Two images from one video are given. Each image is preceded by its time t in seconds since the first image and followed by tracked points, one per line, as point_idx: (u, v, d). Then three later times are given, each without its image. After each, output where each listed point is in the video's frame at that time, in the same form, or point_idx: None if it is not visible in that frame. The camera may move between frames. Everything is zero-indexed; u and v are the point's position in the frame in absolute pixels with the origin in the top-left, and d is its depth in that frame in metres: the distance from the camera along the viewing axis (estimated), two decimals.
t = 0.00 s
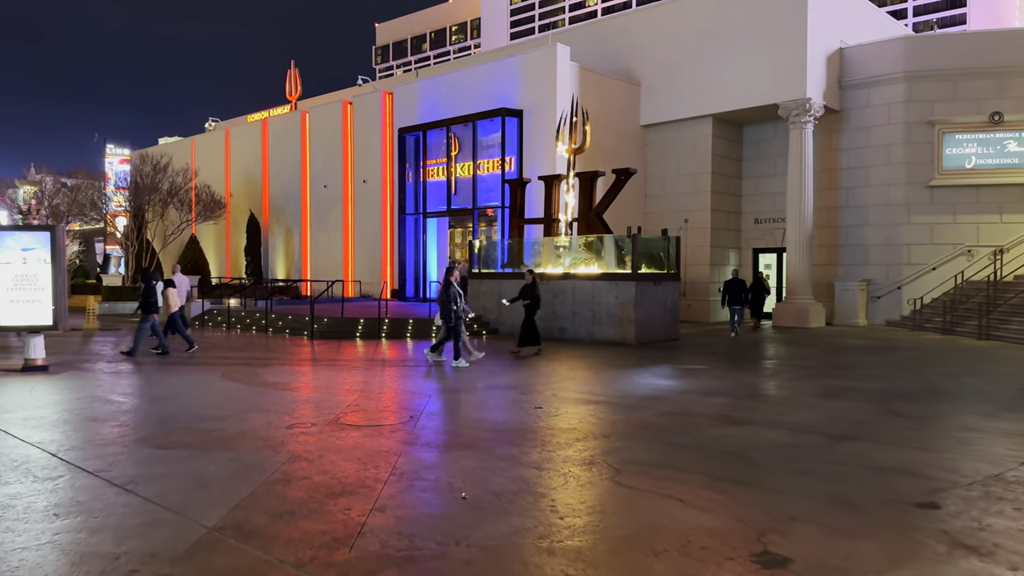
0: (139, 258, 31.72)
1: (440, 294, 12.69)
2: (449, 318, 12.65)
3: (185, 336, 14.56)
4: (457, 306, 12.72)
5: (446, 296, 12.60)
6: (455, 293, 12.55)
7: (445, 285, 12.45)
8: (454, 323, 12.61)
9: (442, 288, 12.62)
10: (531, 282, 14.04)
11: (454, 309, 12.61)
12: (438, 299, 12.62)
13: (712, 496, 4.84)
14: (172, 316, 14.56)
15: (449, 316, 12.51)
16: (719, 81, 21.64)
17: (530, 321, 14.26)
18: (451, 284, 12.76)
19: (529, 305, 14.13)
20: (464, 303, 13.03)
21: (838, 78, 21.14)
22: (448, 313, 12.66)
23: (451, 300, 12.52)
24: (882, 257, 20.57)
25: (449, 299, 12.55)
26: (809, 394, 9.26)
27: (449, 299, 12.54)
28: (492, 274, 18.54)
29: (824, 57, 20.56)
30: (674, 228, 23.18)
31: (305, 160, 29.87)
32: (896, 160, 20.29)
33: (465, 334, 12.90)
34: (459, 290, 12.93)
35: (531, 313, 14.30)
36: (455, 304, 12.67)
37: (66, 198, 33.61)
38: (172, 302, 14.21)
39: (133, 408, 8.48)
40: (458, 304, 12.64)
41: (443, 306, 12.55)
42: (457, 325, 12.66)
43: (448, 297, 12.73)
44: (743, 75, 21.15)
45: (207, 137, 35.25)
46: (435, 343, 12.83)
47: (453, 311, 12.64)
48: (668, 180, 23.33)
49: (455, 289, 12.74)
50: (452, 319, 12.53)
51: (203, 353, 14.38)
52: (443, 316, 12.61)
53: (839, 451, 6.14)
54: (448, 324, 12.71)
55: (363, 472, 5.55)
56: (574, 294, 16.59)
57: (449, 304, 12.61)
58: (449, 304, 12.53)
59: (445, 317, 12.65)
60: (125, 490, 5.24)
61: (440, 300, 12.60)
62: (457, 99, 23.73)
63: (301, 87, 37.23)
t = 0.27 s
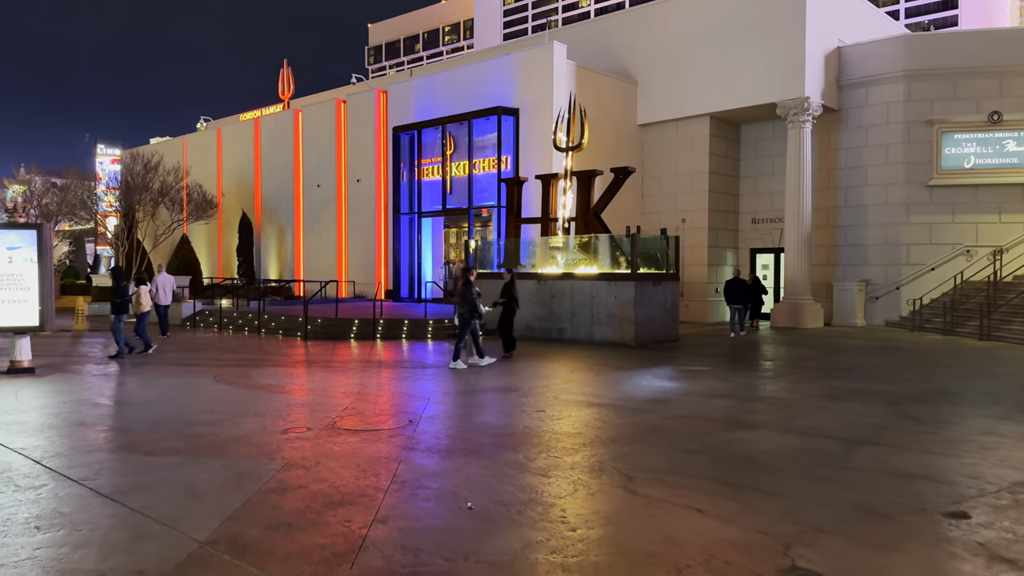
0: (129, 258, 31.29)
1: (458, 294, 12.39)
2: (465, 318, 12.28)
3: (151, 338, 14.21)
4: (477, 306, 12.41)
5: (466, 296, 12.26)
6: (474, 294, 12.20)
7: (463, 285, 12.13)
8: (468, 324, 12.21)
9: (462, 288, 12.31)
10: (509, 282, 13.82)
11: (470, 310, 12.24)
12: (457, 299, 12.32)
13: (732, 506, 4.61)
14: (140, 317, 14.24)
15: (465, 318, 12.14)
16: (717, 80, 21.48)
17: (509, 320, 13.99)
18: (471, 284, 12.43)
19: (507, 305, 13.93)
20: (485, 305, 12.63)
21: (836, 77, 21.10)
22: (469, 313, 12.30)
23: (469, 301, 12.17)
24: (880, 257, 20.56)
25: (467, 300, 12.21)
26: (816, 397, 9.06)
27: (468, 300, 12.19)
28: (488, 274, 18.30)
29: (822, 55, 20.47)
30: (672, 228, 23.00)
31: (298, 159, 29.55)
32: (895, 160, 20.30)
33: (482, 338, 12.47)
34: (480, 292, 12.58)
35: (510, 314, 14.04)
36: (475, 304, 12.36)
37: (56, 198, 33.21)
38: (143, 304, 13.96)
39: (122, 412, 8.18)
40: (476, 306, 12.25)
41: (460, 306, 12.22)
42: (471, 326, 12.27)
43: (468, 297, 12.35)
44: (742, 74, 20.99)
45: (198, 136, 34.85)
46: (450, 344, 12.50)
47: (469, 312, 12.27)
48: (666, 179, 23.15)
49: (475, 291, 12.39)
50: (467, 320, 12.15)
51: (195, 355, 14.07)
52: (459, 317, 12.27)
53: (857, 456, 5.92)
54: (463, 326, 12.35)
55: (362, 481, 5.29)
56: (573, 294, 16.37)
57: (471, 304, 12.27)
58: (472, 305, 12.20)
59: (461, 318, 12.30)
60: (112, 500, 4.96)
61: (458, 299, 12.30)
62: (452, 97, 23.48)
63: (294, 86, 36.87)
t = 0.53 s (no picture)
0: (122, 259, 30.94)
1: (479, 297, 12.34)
2: (486, 321, 12.25)
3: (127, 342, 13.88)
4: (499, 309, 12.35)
5: (488, 299, 12.21)
6: (496, 297, 12.21)
7: (486, 288, 12.10)
8: (491, 327, 12.20)
9: (483, 291, 12.27)
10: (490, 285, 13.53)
11: (492, 313, 12.24)
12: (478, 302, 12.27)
13: (754, 522, 4.39)
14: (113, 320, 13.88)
15: (487, 321, 12.11)
16: (717, 80, 21.33)
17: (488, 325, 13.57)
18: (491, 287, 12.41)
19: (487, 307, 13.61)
20: (505, 308, 12.65)
21: (837, 78, 20.97)
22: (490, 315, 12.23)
23: (492, 303, 12.15)
24: (881, 259, 20.44)
25: (490, 302, 12.18)
26: (827, 401, 8.85)
27: (490, 303, 12.18)
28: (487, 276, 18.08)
29: (823, 55, 20.33)
30: (671, 229, 22.82)
31: (293, 160, 29.26)
32: (896, 162, 20.17)
33: (501, 341, 12.47)
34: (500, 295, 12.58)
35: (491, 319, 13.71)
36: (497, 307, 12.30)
37: (48, 199, 32.88)
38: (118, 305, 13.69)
39: (113, 420, 7.91)
40: (499, 308, 12.27)
41: (483, 309, 12.18)
42: (493, 329, 12.25)
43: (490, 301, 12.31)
44: (741, 74, 20.84)
45: (192, 136, 34.52)
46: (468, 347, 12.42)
47: (491, 315, 12.24)
48: (665, 180, 22.97)
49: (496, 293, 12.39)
50: (490, 323, 12.14)
51: (188, 359, 13.78)
52: (481, 320, 12.23)
53: (878, 466, 5.71)
54: (485, 329, 12.31)
55: (364, 496, 5.04)
56: (573, 297, 16.16)
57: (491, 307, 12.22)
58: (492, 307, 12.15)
59: (482, 321, 12.26)
60: (99, 518, 4.70)
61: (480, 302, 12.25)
62: (450, 97, 23.25)
63: (289, 86, 36.56)
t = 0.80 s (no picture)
0: (118, 259, 30.62)
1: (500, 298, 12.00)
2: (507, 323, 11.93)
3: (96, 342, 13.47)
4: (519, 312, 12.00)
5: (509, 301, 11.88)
6: (518, 298, 11.87)
7: (507, 289, 11.77)
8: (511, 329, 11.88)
9: (504, 291, 11.93)
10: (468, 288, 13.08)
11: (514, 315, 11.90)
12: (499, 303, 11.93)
13: (779, 536, 4.17)
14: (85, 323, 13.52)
15: (508, 322, 11.80)
16: (718, 79, 21.13)
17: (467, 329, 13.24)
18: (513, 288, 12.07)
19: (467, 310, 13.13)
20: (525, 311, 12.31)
21: (839, 77, 20.78)
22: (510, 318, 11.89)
23: (514, 305, 11.81)
24: (884, 259, 20.26)
25: (511, 304, 11.84)
26: (838, 404, 8.63)
27: (512, 304, 11.83)
28: (488, 277, 17.85)
29: (826, 54, 20.14)
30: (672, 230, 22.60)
31: (290, 160, 29.01)
32: (899, 161, 19.99)
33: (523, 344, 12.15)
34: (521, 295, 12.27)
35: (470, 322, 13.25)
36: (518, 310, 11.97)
37: (43, 198, 32.57)
38: (94, 302, 13.50)
39: (105, 424, 7.65)
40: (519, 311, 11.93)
41: (504, 311, 11.85)
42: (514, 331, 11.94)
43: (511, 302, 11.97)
44: (744, 73, 20.64)
45: (189, 136, 34.23)
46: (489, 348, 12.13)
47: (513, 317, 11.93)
48: (666, 180, 22.76)
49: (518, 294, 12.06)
50: (511, 325, 11.83)
51: (184, 360, 13.50)
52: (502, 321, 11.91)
53: (900, 473, 5.50)
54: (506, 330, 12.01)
55: (366, 506, 4.80)
56: (575, 298, 15.93)
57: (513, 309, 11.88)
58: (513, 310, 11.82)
59: (504, 322, 11.94)
60: (87, 530, 4.45)
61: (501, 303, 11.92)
62: (449, 96, 23.02)
63: (286, 86, 36.29)
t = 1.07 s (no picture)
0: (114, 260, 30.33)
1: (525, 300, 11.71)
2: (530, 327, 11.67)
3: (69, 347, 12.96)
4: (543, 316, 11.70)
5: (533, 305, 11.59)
6: (544, 302, 11.56)
7: (533, 293, 11.45)
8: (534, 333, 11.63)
9: (530, 294, 11.61)
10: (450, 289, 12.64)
11: (539, 319, 11.61)
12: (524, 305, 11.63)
13: (809, 555, 3.93)
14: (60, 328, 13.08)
15: (532, 326, 11.53)
16: (722, 79, 20.91)
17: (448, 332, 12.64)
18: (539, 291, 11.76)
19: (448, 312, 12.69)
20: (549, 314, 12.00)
21: (844, 77, 20.57)
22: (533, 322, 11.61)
23: (539, 309, 11.51)
24: (890, 261, 20.03)
25: (537, 308, 11.54)
26: (853, 410, 8.39)
27: (538, 308, 11.53)
28: (490, 278, 17.60)
29: (831, 53, 19.94)
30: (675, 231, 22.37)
31: (289, 160, 28.75)
32: (905, 162, 19.77)
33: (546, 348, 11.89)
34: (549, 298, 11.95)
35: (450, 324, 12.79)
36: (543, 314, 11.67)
37: (40, 199, 32.31)
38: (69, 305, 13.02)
39: (96, 433, 7.38)
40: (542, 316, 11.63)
41: (529, 314, 11.55)
42: (538, 336, 11.67)
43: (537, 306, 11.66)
44: (747, 72, 20.42)
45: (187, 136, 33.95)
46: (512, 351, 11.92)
47: (538, 321, 11.65)
48: (668, 181, 22.54)
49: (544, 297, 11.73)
50: (535, 329, 11.55)
51: (180, 364, 13.23)
52: (527, 325, 11.65)
53: (928, 485, 5.26)
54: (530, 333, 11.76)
55: (369, 522, 4.55)
56: (578, 300, 15.70)
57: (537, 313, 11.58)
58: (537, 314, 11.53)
59: (527, 325, 11.69)
60: (73, 550, 4.18)
61: (526, 306, 11.62)
62: (449, 96, 22.78)
63: (284, 86, 36.02)
